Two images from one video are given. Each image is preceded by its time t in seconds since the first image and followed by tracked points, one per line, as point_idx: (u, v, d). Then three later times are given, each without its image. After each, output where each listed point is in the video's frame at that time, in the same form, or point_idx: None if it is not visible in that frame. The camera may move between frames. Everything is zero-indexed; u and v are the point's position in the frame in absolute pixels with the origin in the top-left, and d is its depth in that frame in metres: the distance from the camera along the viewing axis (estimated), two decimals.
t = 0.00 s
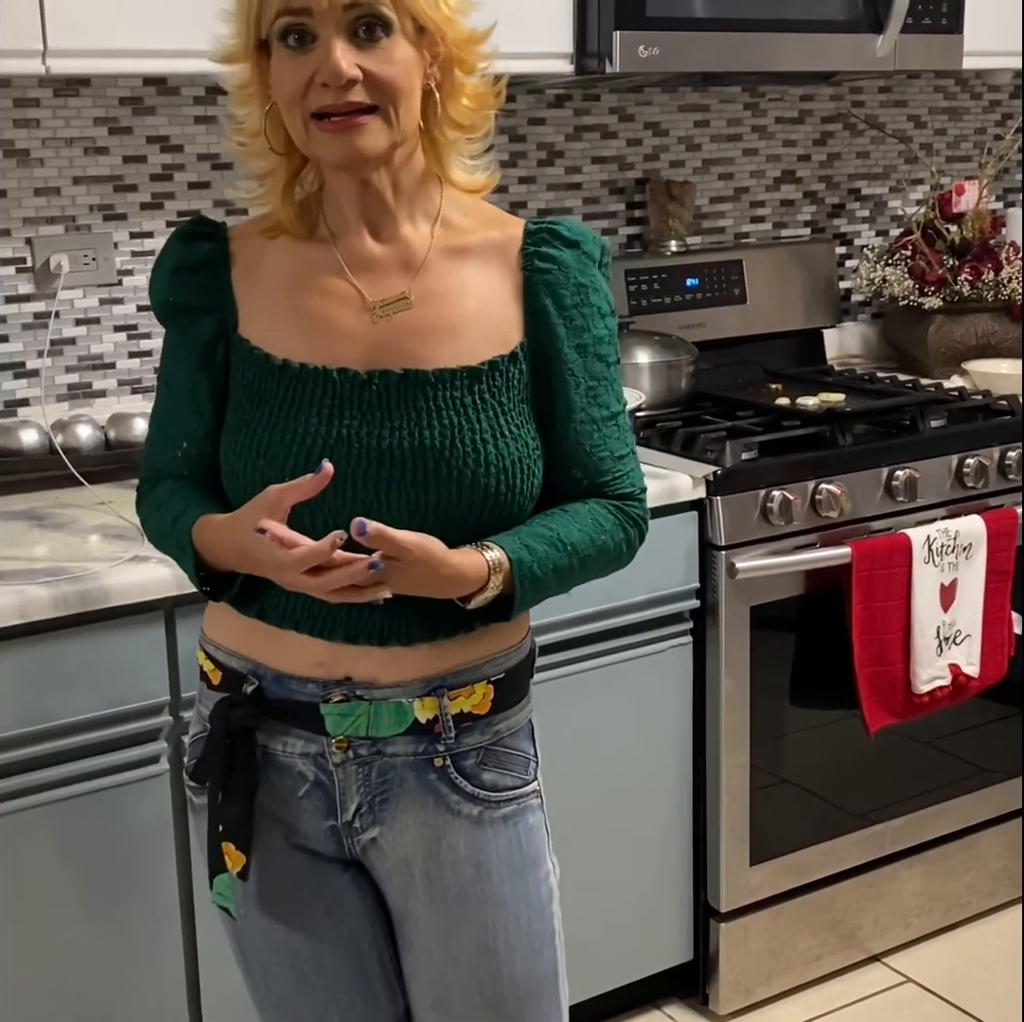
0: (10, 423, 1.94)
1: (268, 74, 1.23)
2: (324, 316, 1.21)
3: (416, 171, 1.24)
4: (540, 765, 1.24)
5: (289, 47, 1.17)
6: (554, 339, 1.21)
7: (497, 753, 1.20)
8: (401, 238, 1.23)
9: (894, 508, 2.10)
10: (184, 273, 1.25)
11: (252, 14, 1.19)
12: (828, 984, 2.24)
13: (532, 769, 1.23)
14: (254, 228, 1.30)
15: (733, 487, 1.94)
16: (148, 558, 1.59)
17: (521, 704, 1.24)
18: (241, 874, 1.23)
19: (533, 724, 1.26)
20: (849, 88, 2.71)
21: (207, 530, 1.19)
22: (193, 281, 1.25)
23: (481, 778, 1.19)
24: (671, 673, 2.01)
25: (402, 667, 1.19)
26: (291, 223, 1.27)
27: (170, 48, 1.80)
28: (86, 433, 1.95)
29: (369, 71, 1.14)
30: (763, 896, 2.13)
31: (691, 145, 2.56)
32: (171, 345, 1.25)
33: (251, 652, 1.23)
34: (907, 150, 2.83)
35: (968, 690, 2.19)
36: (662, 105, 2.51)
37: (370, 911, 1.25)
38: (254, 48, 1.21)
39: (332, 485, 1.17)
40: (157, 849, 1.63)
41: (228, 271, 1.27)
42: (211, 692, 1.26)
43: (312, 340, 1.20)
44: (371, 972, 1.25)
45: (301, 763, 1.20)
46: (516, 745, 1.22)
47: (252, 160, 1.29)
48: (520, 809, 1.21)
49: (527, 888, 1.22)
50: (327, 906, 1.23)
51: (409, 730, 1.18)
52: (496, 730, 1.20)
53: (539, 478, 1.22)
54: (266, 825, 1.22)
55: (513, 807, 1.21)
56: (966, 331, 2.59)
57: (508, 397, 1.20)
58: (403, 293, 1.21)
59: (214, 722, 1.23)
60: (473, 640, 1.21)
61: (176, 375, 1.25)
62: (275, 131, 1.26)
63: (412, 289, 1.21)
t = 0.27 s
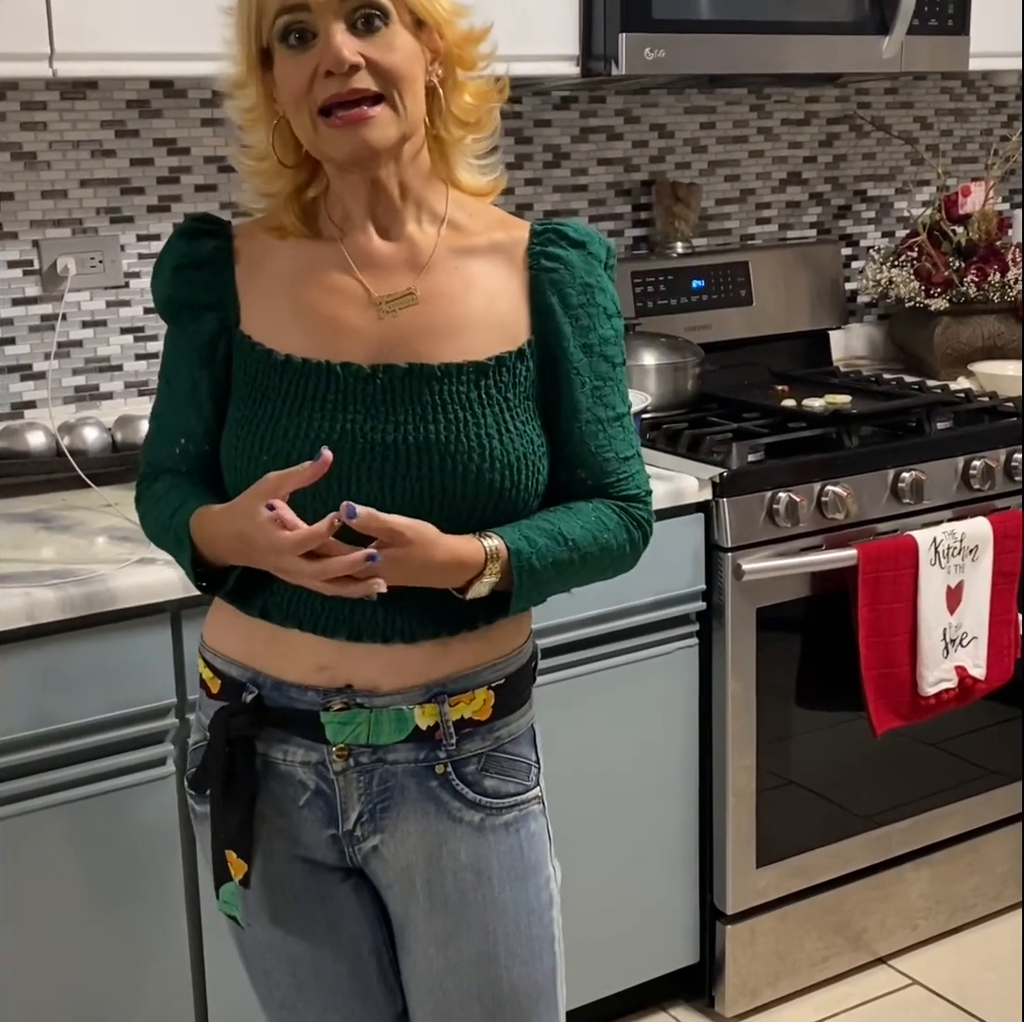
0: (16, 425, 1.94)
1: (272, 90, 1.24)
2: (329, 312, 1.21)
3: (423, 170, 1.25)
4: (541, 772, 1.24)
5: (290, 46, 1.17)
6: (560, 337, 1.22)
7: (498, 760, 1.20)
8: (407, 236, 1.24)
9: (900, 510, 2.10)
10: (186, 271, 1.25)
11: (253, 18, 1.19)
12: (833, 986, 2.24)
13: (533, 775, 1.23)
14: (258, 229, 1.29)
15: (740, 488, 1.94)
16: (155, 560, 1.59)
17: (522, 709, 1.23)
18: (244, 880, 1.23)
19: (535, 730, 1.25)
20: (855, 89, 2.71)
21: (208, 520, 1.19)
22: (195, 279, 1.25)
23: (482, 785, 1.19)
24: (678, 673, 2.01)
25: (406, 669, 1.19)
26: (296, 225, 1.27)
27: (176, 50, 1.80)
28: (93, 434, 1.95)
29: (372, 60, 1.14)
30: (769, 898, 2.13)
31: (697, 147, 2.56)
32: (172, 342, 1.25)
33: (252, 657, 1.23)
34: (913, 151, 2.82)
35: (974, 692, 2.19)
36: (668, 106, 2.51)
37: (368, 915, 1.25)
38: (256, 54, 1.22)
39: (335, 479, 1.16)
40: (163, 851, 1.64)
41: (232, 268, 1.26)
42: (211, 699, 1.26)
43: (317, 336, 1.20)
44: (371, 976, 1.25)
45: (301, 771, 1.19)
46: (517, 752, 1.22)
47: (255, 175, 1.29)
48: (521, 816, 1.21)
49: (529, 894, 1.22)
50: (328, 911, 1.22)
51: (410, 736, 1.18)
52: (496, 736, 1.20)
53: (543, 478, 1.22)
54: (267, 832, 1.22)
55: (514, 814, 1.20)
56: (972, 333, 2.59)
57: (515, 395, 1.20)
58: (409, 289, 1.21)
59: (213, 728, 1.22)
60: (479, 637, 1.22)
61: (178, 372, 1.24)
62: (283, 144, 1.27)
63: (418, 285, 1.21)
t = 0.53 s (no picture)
0: (25, 427, 1.94)
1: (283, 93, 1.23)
2: (349, 322, 1.20)
3: (434, 171, 1.24)
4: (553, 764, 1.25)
5: (299, 45, 1.17)
6: (574, 342, 1.22)
7: (514, 753, 1.21)
8: (423, 243, 1.23)
9: (909, 512, 2.09)
10: (202, 278, 1.23)
11: (262, 20, 1.19)
12: (842, 989, 2.24)
13: (546, 767, 1.24)
14: (268, 235, 1.28)
15: (748, 490, 1.93)
16: (163, 563, 1.59)
17: (535, 703, 1.24)
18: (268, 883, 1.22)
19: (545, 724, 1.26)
20: (863, 90, 2.71)
21: (228, 533, 1.17)
22: (210, 287, 1.23)
23: (500, 778, 1.20)
24: (686, 675, 2.00)
25: (418, 671, 1.19)
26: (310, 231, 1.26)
27: (184, 52, 1.80)
28: (102, 436, 1.95)
29: (381, 57, 1.14)
30: (779, 900, 2.13)
31: (706, 148, 2.56)
32: (183, 351, 1.22)
33: (269, 662, 1.22)
34: (922, 151, 2.82)
35: (983, 695, 2.18)
36: (675, 107, 2.51)
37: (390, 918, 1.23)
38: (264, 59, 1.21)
39: (362, 493, 1.16)
40: (172, 853, 1.64)
41: (246, 278, 1.24)
42: (226, 704, 1.24)
43: (336, 346, 1.19)
44: (392, 974, 1.24)
45: (322, 773, 1.19)
46: (531, 745, 1.23)
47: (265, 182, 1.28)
48: (536, 808, 1.22)
49: (546, 884, 1.23)
50: (350, 913, 1.21)
51: (433, 734, 1.18)
52: (513, 731, 1.21)
53: (559, 481, 1.23)
54: (289, 835, 1.21)
55: (530, 806, 1.21)
56: (981, 334, 2.58)
57: (534, 402, 1.20)
58: (427, 298, 1.20)
59: (235, 732, 1.21)
60: (496, 637, 1.22)
61: (190, 380, 1.22)
62: (294, 148, 1.25)
63: (435, 293, 1.21)
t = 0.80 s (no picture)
0: (31, 429, 1.94)
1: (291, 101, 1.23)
2: (365, 325, 1.20)
3: (442, 173, 1.24)
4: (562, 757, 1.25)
5: (306, 55, 1.17)
6: (586, 346, 1.23)
7: (524, 746, 1.21)
8: (434, 246, 1.24)
9: (915, 514, 2.09)
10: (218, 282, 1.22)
11: (269, 28, 1.19)
12: (848, 991, 2.23)
13: (555, 761, 1.24)
14: (280, 240, 1.28)
15: (753, 492, 1.93)
16: (169, 565, 1.59)
17: (545, 698, 1.25)
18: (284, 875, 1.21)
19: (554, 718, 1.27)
20: (869, 92, 2.71)
21: (243, 532, 1.17)
22: (226, 291, 1.22)
23: (511, 771, 1.20)
24: (692, 677, 2.00)
25: (426, 671, 1.19)
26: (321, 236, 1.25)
27: (190, 54, 1.80)
28: (108, 438, 1.95)
29: (390, 65, 1.15)
30: (784, 902, 2.12)
31: (711, 149, 2.56)
32: (197, 354, 1.22)
33: (285, 658, 1.22)
34: (928, 152, 2.82)
35: (990, 696, 2.18)
36: (681, 109, 2.51)
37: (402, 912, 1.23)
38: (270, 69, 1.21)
39: (380, 494, 1.16)
40: (178, 855, 1.64)
41: (260, 282, 1.24)
42: (240, 703, 1.24)
43: (353, 349, 1.19)
44: (403, 967, 1.23)
45: (339, 769, 1.19)
46: (541, 738, 1.23)
47: (274, 188, 1.28)
48: (546, 800, 1.22)
49: (556, 877, 1.23)
50: (364, 906, 1.20)
51: (446, 729, 1.18)
52: (523, 725, 1.21)
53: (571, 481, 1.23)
54: (303, 830, 1.20)
55: (539, 798, 1.22)
56: (986, 336, 2.58)
57: (548, 403, 1.21)
58: (440, 301, 1.20)
59: (252, 728, 1.21)
60: (509, 631, 1.23)
61: (204, 383, 1.21)
62: (300, 155, 1.25)
63: (449, 296, 1.21)
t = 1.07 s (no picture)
0: (34, 431, 1.95)
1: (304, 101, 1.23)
2: (374, 322, 1.19)
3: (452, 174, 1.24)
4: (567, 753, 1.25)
5: (319, 57, 1.17)
6: (595, 345, 1.24)
7: (530, 743, 1.21)
8: (444, 246, 1.23)
9: (918, 515, 2.09)
10: (231, 278, 1.23)
11: (282, 28, 1.19)
12: (851, 992, 2.23)
13: (561, 757, 1.24)
14: (291, 238, 1.28)
15: (755, 493, 1.93)
16: (171, 566, 1.59)
17: (551, 694, 1.25)
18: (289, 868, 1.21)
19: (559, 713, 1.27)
20: (871, 92, 2.71)
21: (239, 518, 1.17)
22: (238, 286, 1.23)
23: (516, 767, 1.20)
24: (694, 678, 2.00)
25: (427, 671, 1.19)
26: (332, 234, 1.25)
27: (192, 56, 1.80)
28: (110, 439, 1.96)
29: (401, 67, 1.14)
30: (787, 903, 2.12)
31: (714, 150, 2.56)
32: (208, 350, 1.22)
33: (290, 653, 1.22)
34: (930, 153, 2.82)
35: (993, 697, 2.18)
36: (683, 110, 2.51)
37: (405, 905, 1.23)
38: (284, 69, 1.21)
39: (383, 488, 1.15)
40: (180, 856, 1.64)
41: (272, 278, 1.24)
42: (246, 695, 1.24)
43: (362, 345, 1.19)
44: (406, 961, 1.24)
45: (344, 763, 1.18)
46: (547, 734, 1.23)
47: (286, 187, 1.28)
48: (551, 796, 1.22)
49: (560, 873, 1.23)
50: (368, 897, 1.21)
51: (452, 724, 1.18)
52: (529, 721, 1.21)
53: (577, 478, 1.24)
54: (309, 823, 1.20)
55: (544, 794, 1.21)
56: (989, 336, 2.58)
57: (554, 400, 1.21)
58: (449, 300, 1.20)
59: (258, 721, 1.20)
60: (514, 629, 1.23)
61: (215, 377, 1.22)
62: (313, 154, 1.26)
63: (458, 295, 1.21)
